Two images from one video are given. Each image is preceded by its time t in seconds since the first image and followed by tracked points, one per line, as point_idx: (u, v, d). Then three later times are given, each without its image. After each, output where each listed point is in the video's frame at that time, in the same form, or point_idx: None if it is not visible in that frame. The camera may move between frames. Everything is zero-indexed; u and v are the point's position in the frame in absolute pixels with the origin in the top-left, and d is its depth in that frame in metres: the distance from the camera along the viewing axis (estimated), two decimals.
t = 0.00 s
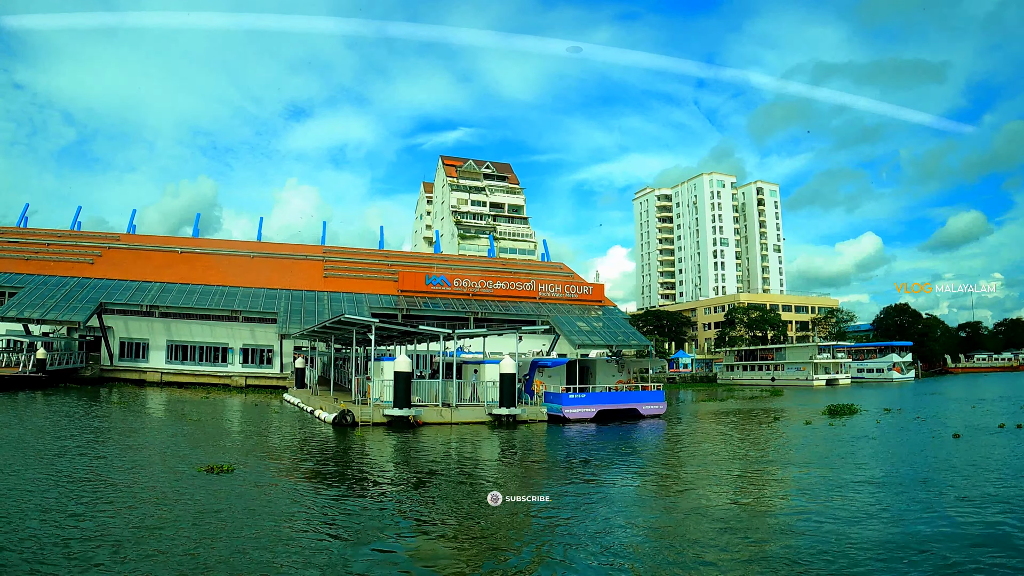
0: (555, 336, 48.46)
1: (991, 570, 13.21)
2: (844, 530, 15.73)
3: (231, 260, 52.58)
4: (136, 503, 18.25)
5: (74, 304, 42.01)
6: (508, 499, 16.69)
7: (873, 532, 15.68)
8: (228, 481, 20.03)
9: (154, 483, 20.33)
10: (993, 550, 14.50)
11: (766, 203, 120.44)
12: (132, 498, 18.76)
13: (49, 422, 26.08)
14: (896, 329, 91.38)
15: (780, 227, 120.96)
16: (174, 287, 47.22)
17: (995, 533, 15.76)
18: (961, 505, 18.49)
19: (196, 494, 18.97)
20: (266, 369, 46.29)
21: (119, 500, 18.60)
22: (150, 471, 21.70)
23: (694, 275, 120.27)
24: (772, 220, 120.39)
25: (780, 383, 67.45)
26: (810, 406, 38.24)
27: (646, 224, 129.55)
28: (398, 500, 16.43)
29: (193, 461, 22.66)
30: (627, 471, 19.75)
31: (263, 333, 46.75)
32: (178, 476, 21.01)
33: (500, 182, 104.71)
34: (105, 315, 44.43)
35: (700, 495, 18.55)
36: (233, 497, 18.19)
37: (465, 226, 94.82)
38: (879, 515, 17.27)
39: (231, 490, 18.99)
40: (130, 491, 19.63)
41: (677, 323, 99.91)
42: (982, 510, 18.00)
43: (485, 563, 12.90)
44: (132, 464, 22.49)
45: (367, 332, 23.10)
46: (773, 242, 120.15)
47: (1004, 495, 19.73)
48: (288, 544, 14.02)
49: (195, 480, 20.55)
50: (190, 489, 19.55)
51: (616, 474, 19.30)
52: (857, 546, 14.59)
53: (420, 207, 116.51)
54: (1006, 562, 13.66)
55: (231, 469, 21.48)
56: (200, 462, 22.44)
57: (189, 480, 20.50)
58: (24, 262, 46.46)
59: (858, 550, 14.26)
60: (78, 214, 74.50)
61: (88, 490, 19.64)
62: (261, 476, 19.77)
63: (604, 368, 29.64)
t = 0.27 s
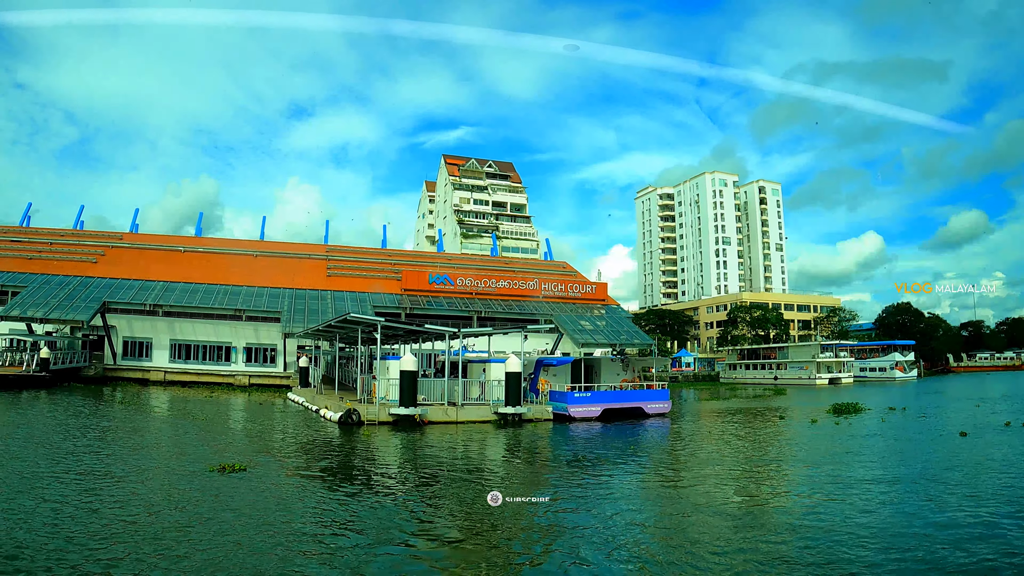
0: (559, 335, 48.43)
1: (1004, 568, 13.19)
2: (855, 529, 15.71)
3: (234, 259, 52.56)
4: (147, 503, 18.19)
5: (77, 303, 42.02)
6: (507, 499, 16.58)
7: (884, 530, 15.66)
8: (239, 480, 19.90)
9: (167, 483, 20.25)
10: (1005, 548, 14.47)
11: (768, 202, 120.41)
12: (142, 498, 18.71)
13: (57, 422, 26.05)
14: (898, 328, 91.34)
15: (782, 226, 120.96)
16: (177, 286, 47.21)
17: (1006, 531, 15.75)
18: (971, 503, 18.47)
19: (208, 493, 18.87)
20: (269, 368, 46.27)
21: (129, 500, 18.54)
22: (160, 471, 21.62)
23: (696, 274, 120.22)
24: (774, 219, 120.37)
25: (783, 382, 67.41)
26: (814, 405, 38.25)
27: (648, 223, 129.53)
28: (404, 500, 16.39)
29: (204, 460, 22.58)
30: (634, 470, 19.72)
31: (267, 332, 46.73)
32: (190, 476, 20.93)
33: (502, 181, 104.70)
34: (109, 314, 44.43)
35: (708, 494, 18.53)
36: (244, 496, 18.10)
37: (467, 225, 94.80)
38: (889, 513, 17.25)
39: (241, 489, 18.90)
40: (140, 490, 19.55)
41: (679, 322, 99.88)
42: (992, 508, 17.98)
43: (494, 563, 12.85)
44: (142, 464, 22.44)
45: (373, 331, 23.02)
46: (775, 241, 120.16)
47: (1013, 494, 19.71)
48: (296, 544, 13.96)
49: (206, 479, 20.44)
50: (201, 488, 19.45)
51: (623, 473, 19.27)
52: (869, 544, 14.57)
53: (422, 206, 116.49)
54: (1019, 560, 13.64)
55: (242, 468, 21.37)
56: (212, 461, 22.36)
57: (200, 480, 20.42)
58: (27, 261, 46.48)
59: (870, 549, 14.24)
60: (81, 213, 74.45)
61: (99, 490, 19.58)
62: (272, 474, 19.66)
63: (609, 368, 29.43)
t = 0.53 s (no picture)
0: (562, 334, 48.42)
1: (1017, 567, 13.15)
2: (865, 528, 15.68)
3: (236, 258, 52.51)
4: (158, 503, 18.04)
5: (80, 302, 42.02)
6: (512, 499, 16.52)
7: (893, 529, 15.63)
8: (251, 479, 19.68)
9: (181, 482, 20.13)
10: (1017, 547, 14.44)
11: (769, 201, 120.35)
12: (153, 498, 18.58)
13: (64, 421, 25.97)
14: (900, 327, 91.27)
15: (784, 225, 120.94)
16: (180, 285, 47.17)
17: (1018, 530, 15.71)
18: (980, 502, 18.44)
19: (221, 493, 18.65)
20: (272, 367, 46.22)
21: (141, 500, 18.42)
22: (172, 471, 21.48)
23: (698, 273, 120.17)
24: (776, 218, 120.37)
25: (786, 381, 67.41)
26: (818, 403, 38.26)
27: (651, 222, 129.48)
28: (411, 500, 16.32)
29: (216, 459, 22.44)
30: (641, 469, 19.69)
31: (270, 331, 46.68)
32: (202, 475, 20.77)
33: (504, 180, 104.61)
34: (112, 313, 44.43)
35: (715, 494, 18.50)
36: (256, 494, 18.00)
37: (469, 224, 94.79)
38: (898, 512, 17.23)
39: (252, 488, 18.71)
40: (151, 491, 19.42)
41: (681, 321, 99.89)
42: (1002, 507, 17.95)
43: (502, 563, 12.76)
44: (154, 463, 22.32)
45: (378, 329, 22.96)
46: (777, 240, 120.22)
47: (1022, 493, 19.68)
48: (304, 544, 13.86)
49: (218, 478, 20.25)
50: (212, 488, 19.23)
51: (630, 473, 19.23)
52: (880, 543, 14.55)
53: (424, 205, 116.43)
54: None
55: (255, 467, 21.17)
56: (225, 460, 22.22)
57: (212, 479, 20.27)
58: (31, 260, 46.45)
59: (882, 548, 14.19)
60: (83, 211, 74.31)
61: (110, 490, 19.44)
62: (283, 473, 19.47)
63: (613, 365, 29.55)
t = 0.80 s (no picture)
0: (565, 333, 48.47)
1: None
2: (875, 526, 15.71)
3: (239, 256, 52.52)
4: (169, 503, 17.90)
5: (83, 301, 42.04)
6: (519, 496, 16.57)
7: (903, 527, 15.66)
8: (263, 478, 19.53)
9: (192, 482, 19.97)
10: None
11: (771, 200, 120.40)
12: (163, 498, 18.43)
13: (72, 422, 25.90)
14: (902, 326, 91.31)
15: (785, 224, 121.00)
16: (183, 284, 47.18)
17: None
18: (988, 501, 18.48)
19: (232, 492, 18.50)
20: (276, 366, 46.20)
21: (152, 500, 18.30)
22: (183, 470, 21.33)
23: (700, 272, 120.20)
24: (778, 217, 120.48)
25: (788, 380, 67.47)
26: (822, 402, 38.32)
27: (652, 221, 129.52)
28: (417, 497, 16.34)
29: (228, 459, 22.28)
30: (648, 468, 19.75)
31: (273, 330, 46.66)
32: (213, 475, 20.61)
33: (506, 178, 104.60)
34: (115, 312, 44.44)
35: (723, 492, 18.54)
36: (268, 493, 17.83)
37: (472, 222, 94.82)
38: (908, 511, 17.26)
39: (264, 487, 18.54)
40: (161, 490, 19.28)
41: (683, 320, 99.94)
42: (1010, 505, 17.99)
43: (514, 561, 12.80)
44: (163, 463, 22.18)
45: (384, 328, 22.98)
46: (779, 239, 120.30)
47: None
48: (314, 543, 13.81)
49: (230, 478, 20.08)
50: (224, 488, 19.08)
51: (637, 471, 19.27)
52: (890, 541, 14.56)
53: (426, 203, 116.43)
54: None
55: (267, 467, 20.94)
56: (236, 459, 22.06)
57: (223, 478, 20.11)
58: (33, 259, 46.43)
59: (892, 546, 14.21)
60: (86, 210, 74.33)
61: (121, 491, 19.31)
62: (294, 472, 19.29)
63: (619, 364, 29.19)
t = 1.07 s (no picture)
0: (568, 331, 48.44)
1: None
2: (886, 525, 15.67)
3: (241, 255, 52.47)
4: (180, 503, 17.79)
5: (86, 300, 42.01)
6: (527, 495, 16.56)
7: (915, 526, 15.63)
8: (274, 476, 19.37)
9: (204, 482, 19.85)
10: None
11: (772, 198, 120.43)
12: (174, 498, 18.32)
13: (79, 422, 25.86)
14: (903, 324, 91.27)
15: (787, 222, 121.04)
16: (186, 283, 47.16)
17: None
18: (998, 499, 18.47)
19: (244, 491, 18.35)
20: (278, 365, 46.11)
21: (163, 499, 18.21)
22: (194, 470, 21.21)
23: (701, 270, 120.17)
24: (779, 215, 120.54)
25: (790, 378, 67.54)
26: (825, 400, 38.38)
27: (654, 219, 129.47)
28: (423, 496, 16.35)
29: (241, 458, 22.13)
30: (654, 466, 19.77)
31: (276, 328, 46.61)
32: (225, 474, 20.48)
33: (507, 177, 104.56)
34: (117, 311, 44.41)
35: (730, 490, 18.53)
36: (280, 492, 17.71)
37: (473, 221, 94.80)
38: (919, 509, 17.23)
39: (276, 485, 18.41)
40: (172, 490, 19.18)
41: (684, 318, 99.94)
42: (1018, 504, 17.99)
43: (525, 560, 12.76)
44: (172, 463, 22.10)
45: (388, 327, 22.93)
46: (780, 238, 120.33)
47: None
48: (324, 543, 13.76)
49: (242, 477, 19.93)
50: (236, 487, 18.95)
51: (644, 470, 19.29)
52: (903, 540, 14.54)
53: (428, 202, 116.38)
54: None
55: (279, 466, 20.75)
56: (249, 458, 21.93)
57: (236, 477, 19.97)
58: (36, 258, 46.39)
59: (905, 545, 14.16)
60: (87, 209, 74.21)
61: (132, 490, 19.22)
62: (306, 470, 19.14)
63: (622, 363, 29.35)
